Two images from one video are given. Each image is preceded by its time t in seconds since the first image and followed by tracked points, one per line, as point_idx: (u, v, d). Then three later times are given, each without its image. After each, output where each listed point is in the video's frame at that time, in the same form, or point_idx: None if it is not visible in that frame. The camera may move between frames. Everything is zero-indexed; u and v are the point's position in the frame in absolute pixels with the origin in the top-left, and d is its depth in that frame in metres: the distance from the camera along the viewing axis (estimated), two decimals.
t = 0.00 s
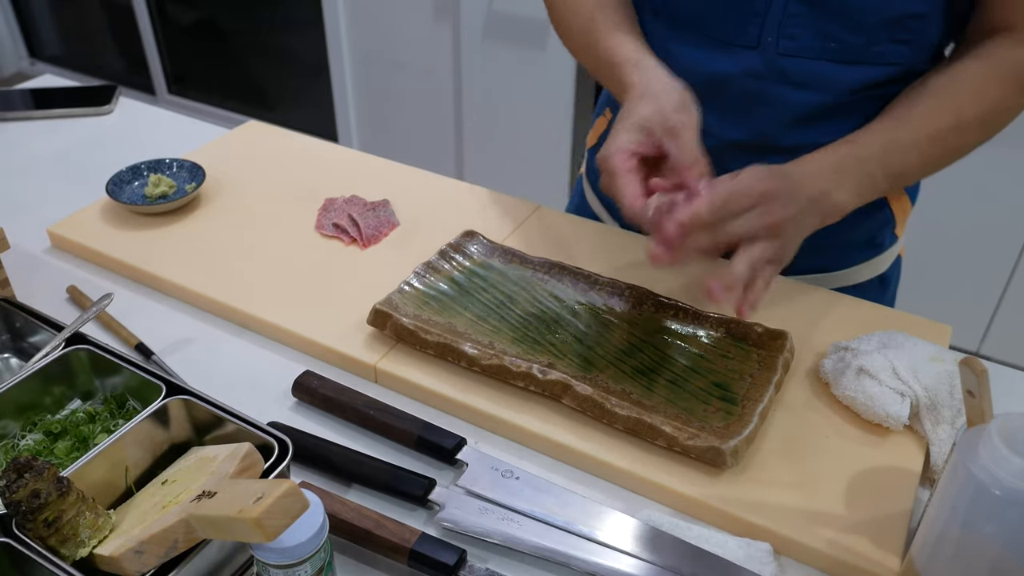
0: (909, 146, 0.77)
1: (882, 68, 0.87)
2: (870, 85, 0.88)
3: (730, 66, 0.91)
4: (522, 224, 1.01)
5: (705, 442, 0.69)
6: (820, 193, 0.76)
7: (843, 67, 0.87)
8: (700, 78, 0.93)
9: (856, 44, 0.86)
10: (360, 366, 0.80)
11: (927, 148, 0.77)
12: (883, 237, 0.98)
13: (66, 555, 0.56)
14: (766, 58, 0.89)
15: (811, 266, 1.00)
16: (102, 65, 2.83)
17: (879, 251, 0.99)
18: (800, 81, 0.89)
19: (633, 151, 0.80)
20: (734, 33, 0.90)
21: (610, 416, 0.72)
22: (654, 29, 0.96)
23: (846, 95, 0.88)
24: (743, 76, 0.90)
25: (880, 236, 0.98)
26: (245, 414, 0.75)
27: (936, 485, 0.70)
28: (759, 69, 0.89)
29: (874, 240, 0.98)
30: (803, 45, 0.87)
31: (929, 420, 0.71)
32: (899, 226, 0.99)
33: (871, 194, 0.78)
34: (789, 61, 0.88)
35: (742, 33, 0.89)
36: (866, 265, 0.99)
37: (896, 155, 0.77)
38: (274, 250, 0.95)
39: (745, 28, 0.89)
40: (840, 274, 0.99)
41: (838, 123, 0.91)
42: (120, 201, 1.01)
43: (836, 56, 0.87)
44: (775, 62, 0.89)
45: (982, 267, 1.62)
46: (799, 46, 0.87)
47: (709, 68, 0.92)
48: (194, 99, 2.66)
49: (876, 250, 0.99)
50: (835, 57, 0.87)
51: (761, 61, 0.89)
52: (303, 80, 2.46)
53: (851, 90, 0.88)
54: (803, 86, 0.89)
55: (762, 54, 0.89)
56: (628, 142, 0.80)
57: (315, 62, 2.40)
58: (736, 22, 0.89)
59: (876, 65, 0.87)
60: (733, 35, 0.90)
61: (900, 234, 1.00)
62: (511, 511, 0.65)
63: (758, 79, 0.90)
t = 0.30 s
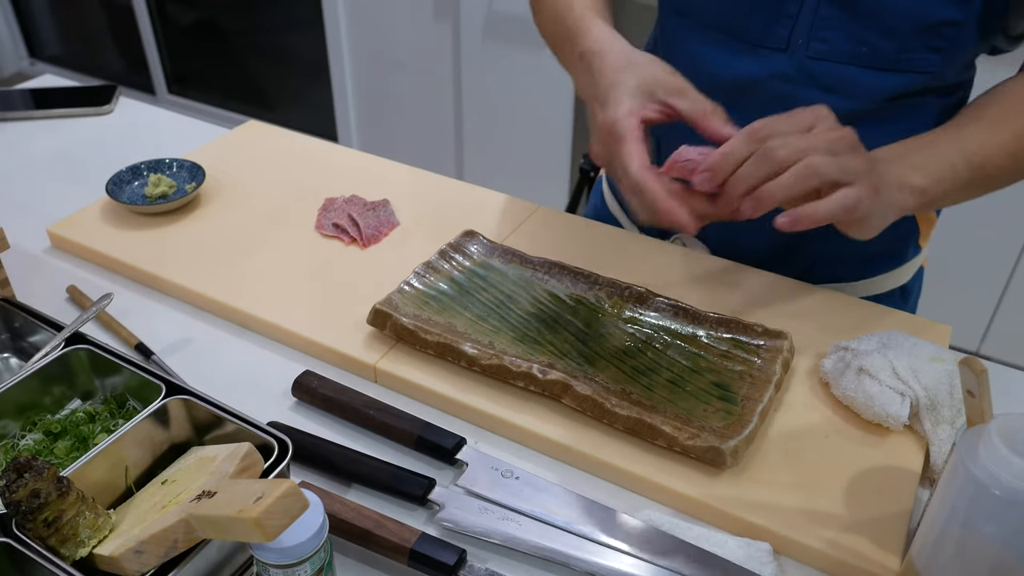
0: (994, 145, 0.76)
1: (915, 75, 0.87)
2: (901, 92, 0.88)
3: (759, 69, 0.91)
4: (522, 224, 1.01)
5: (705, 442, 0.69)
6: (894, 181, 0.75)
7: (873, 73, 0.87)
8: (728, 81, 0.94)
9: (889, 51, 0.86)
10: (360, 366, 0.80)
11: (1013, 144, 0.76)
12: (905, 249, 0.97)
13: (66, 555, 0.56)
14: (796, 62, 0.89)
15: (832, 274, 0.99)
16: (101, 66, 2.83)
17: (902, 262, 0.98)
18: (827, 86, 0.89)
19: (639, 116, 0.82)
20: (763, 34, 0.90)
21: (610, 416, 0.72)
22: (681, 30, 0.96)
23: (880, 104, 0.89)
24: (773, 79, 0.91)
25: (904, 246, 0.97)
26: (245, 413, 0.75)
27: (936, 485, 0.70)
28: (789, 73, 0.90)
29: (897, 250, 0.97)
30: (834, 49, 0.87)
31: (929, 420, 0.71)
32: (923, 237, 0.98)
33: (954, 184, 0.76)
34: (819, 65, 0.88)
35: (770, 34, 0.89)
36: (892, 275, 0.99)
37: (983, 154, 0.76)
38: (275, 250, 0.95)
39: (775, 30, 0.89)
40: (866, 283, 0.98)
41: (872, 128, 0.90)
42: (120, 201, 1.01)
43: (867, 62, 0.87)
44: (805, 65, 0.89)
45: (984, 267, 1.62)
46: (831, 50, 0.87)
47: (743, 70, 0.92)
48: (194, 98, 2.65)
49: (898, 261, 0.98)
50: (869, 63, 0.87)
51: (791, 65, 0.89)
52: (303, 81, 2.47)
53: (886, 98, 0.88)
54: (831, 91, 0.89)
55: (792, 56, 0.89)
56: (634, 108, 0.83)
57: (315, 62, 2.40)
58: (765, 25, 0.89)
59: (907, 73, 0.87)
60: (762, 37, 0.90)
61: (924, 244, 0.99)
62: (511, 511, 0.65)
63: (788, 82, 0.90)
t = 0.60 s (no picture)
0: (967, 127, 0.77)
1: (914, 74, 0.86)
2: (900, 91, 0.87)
3: (759, 67, 0.91)
4: (522, 224, 1.01)
5: (705, 442, 0.69)
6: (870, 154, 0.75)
7: (873, 71, 0.87)
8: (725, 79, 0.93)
9: (889, 50, 0.85)
10: (360, 366, 0.80)
11: (988, 131, 0.77)
12: (902, 248, 0.97)
13: (66, 555, 0.56)
14: (795, 60, 0.89)
15: (828, 274, 0.99)
16: (101, 66, 2.83)
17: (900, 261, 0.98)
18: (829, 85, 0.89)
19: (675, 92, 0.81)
20: (765, 32, 0.90)
21: (610, 416, 0.72)
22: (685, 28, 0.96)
23: (876, 102, 0.88)
24: (772, 78, 0.91)
25: (904, 245, 0.97)
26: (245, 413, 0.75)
27: (936, 485, 0.70)
28: (788, 70, 0.89)
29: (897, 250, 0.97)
30: (834, 47, 0.87)
31: (929, 420, 0.71)
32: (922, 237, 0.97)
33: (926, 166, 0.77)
34: (818, 64, 0.88)
35: (772, 32, 0.89)
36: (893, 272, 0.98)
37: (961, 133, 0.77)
38: (274, 250, 0.95)
39: (776, 28, 0.89)
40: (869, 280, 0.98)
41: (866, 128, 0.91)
42: (119, 201, 1.01)
43: (866, 61, 0.87)
44: (804, 63, 0.89)
45: (984, 267, 1.62)
46: (831, 49, 0.87)
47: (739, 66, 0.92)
48: (194, 98, 2.64)
49: (896, 261, 0.98)
50: (869, 62, 0.87)
51: (790, 62, 0.89)
52: (303, 81, 2.47)
53: (880, 97, 0.88)
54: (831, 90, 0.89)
55: (791, 54, 0.89)
56: (672, 84, 0.81)
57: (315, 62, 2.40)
58: (768, 22, 0.89)
59: (906, 72, 0.86)
60: (765, 34, 0.90)
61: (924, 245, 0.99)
62: (511, 511, 0.65)
63: (787, 80, 0.90)
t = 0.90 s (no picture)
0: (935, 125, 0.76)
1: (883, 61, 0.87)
2: (870, 77, 0.88)
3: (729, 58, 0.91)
4: (521, 225, 1.01)
5: (705, 442, 0.69)
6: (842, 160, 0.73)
7: (843, 59, 0.88)
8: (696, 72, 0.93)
9: (856, 37, 0.86)
10: (360, 366, 0.80)
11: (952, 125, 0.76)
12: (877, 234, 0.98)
13: (66, 555, 0.56)
14: (766, 50, 0.89)
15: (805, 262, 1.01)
16: (101, 66, 2.83)
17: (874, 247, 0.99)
18: (799, 74, 0.89)
19: (641, 104, 0.78)
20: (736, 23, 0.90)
21: (610, 416, 0.72)
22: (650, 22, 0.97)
23: (844, 89, 0.89)
24: (743, 68, 0.91)
25: (877, 231, 0.98)
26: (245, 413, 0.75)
27: (936, 485, 0.70)
28: (760, 62, 0.90)
29: (870, 235, 0.98)
30: (804, 37, 0.87)
31: (929, 420, 0.71)
32: (895, 222, 0.99)
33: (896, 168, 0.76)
34: (788, 53, 0.88)
35: (743, 24, 0.89)
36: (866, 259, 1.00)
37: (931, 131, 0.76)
38: (273, 250, 0.95)
39: (747, 19, 0.89)
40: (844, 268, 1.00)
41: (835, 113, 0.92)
42: (120, 200, 1.01)
43: (836, 48, 0.87)
44: (775, 54, 0.89)
45: (982, 266, 1.62)
46: (802, 38, 0.87)
47: (707, 58, 0.92)
48: (194, 98, 2.64)
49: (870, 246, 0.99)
50: (838, 50, 0.87)
51: (762, 53, 0.89)
52: (303, 81, 2.47)
53: (849, 84, 0.88)
54: (802, 78, 0.89)
55: (762, 46, 0.89)
56: (636, 95, 0.78)
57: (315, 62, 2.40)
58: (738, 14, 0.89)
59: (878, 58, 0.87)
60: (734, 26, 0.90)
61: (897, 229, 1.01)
62: (511, 511, 0.65)
63: (759, 71, 0.90)
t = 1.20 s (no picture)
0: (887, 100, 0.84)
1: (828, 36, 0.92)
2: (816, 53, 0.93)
3: (679, 44, 0.94)
4: (521, 224, 1.01)
5: (705, 442, 0.69)
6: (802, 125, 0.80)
7: (788, 38, 0.92)
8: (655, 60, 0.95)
9: (803, 15, 0.90)
10: (360, 366, 0.80)
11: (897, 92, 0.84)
12: (830, 211, 1.03)
13: (65, 555, 0.56)
14: (715, 34, 0.92)
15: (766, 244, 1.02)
16: (102, 66, 2.83)
17: (828, 225, 1.03)
18: (749, 55, 0.93)
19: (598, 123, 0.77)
20: (682, 11, 0.92)
21: (610, 416, 0.72)
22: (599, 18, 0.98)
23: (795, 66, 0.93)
24: (693, 52, 0.94)
25: (831, 208, 1.02)
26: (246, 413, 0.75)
27: (936, 485, 0.70)
28: (709, 45, 0.93)
29: (824, 214, 1.02)
30: (750, 19, 0.91)
31: (929, 420, 0.71)
32: (846, 199, 1.03)
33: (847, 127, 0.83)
34: (737, 36, 0.92)
35: (690, 11, 0.92)
36: (825, 238, 1.04)
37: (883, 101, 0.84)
38: (273, 249, 0.95)
39: (694, 5, 0.91)
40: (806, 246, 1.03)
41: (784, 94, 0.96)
42: (120, 201, 1.01)
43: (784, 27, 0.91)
44: (724, 37, 0.92)
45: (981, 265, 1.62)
46: (747, 21, 0.91)
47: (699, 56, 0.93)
48: (194, 98, 2.65)
49: (825, 224, 1.03)
50: (783, 29, 0.91)
51: (711, 36, 0.92)
52: (302, 81, 2.47)
53: (800, 61, 0.93)
54: (751, 60, 0.93)
55: (711, 30, 0.92)
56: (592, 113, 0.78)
57: (315, 62, 2.40)
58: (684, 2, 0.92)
59: (820, 35, 0.92)
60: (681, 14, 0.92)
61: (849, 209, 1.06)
62: (511, 511, 0.65)
63: (710, 54, 0.93)
